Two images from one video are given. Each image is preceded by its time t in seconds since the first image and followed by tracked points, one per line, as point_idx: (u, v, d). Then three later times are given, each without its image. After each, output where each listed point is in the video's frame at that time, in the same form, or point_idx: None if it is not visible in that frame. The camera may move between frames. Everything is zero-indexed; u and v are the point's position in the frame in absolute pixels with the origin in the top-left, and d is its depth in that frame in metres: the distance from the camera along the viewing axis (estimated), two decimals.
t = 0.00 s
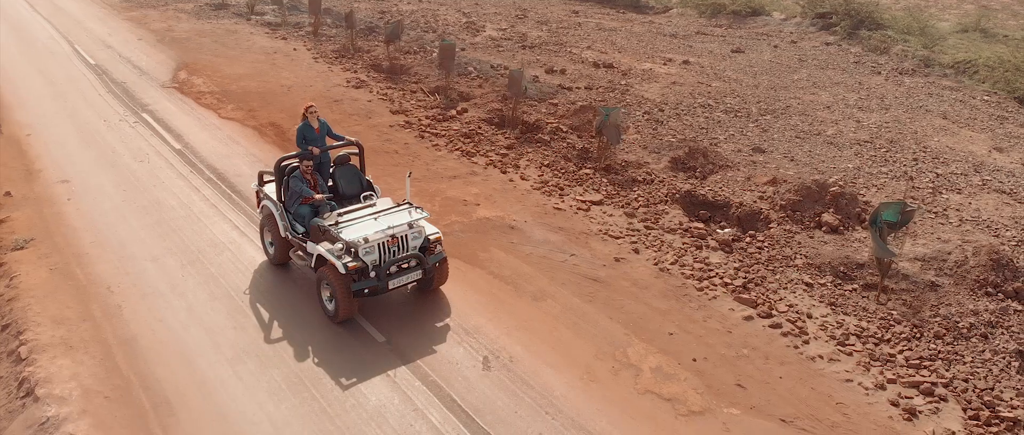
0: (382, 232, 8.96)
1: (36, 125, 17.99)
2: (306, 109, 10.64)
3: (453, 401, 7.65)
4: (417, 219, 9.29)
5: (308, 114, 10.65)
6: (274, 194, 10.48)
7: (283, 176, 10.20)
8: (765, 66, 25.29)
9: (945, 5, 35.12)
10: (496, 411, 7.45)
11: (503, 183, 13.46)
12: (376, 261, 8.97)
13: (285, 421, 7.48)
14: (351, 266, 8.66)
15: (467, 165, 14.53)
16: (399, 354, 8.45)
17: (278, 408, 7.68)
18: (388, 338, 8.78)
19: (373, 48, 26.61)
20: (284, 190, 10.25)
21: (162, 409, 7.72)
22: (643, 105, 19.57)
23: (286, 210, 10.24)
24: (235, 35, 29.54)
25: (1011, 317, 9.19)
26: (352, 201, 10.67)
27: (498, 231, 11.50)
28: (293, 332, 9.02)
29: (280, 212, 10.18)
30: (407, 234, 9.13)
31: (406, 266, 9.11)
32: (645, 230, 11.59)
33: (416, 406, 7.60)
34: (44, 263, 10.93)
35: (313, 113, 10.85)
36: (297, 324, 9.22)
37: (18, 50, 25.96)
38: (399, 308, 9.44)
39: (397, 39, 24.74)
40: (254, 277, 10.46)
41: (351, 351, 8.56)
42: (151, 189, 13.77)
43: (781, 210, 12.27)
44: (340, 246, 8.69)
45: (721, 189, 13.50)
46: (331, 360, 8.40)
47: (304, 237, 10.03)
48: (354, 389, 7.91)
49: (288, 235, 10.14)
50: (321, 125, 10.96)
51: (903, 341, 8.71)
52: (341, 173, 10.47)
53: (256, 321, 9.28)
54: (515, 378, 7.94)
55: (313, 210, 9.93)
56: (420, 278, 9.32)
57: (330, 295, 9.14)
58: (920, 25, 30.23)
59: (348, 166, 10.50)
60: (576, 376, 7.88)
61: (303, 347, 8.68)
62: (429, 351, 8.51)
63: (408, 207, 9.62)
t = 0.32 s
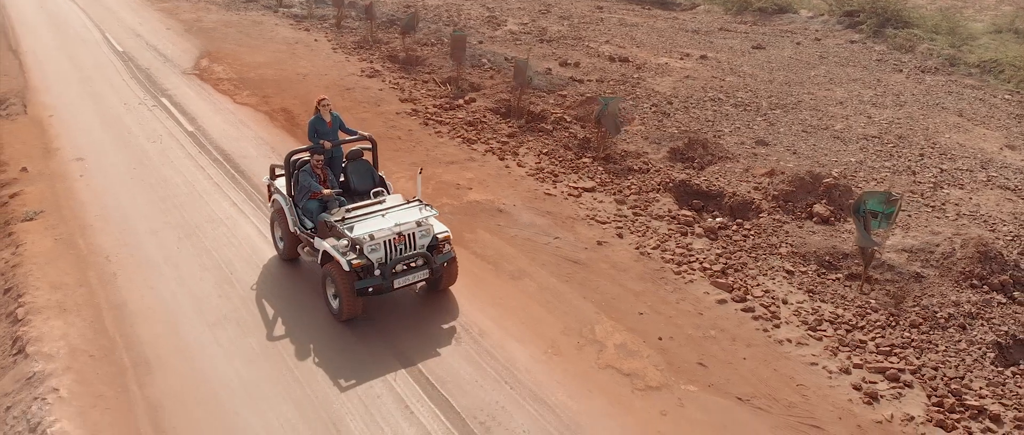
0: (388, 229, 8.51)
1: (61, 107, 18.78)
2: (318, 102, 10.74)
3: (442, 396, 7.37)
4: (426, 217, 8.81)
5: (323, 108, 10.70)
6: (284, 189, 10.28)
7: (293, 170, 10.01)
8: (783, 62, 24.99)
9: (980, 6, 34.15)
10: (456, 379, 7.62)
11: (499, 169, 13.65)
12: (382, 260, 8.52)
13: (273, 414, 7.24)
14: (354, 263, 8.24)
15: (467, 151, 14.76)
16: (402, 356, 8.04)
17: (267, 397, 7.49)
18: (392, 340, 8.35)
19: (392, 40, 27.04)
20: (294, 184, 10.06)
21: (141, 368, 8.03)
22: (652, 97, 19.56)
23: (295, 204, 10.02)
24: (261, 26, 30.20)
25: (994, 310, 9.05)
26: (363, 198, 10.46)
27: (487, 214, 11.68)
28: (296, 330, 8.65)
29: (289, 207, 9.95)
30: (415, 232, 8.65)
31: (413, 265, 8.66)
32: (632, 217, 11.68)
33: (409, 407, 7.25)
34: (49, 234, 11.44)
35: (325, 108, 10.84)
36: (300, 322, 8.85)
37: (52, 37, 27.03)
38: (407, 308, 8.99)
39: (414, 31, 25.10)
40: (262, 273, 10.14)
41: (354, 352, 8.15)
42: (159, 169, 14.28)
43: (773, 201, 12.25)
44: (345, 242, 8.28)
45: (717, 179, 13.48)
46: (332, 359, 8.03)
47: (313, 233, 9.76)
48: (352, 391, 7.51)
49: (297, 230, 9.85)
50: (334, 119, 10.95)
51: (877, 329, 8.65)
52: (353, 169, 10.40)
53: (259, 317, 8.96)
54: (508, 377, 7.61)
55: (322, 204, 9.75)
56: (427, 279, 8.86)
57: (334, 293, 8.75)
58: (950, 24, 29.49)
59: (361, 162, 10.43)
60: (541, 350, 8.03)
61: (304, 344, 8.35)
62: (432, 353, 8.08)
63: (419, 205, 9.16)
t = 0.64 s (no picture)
0: (393, 226, 8.19)
1: (88, 92, 19.58)
2: (329, 96, 10.34)
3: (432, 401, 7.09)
4: (434, 215, 8.43)
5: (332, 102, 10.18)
6: (294, 185, 10.06)
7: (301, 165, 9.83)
8: (804, 57, 24.63)
9: (1018, 5, 33.02)
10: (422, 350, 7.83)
11: (497, 156, 13.88)
12: (387, 258, 8.20)
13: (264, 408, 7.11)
14: (358, 261, 7.96)
15: (468, 138, 15.05)
16: (404, 359, 7.74)
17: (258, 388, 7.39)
18: (396, 342, 8.02)
19: (412, 33, 27.43)
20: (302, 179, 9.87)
21: (129, 329, 8.42)
22: (663, 90, 19.55)
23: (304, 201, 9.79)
24: (287, 17, 30.79)
25: (975, 300, 8.93)
26: (374, 195, 10.03)
27: (479, 197, 11.90)
28: (298, 328, 8.39)
29: (298, 202, 9.73)
30: (421, 231, 8.29)
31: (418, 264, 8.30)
32: (622, 203, 11.80)
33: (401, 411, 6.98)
34: (61, 207, 11.99)
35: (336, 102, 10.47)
36: (304, 319, 8.57)
37: (87, 26, 28.13)
38: (413, 310, 8.64)
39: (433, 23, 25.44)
40: (270, 268, 9.89)
41: (355, 354, 7.85)
42: (171, 151, 14.81)
43: (767, 191, 12.25)
44: (348, 240, 7.99)
45: (715, 169, 13.52)
46: (331, 359, 7.77)
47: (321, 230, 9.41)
48: (350, 393, 7.25)
49: (305, 226, 9.62)
50: (345, 114, 10.47)
51: (852, 315, 8.63)
52: (364, 165, 9.90)
53: (262, 313, 8.73)
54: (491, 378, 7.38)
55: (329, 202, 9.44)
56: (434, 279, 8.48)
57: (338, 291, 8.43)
58: (982, 23, 28.64)
59: (372, 158, 9.93)
60: (511, 325, 8.25)
61: (304, 342, 8.11)
62: (434, 356, 7.76)
63: (428, 203, 8.81)
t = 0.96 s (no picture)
0: (398, 227, 7.82)
1: (117, 79, 20.47)
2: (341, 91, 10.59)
3: (426, 406, 6.77)
4: (442, 216, 8.05)
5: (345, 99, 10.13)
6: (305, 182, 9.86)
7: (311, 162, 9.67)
8: (827, 53, 24.24)
9: None
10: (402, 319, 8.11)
11: (500, 143, 14.13)
12: (391, 259, 7.83)
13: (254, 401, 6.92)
14: (360, 261, 7.59)
15: (474, 126, 15.33)
16: (404, 363, 7.37)
17: (251, 381, 7.21)
18: (398, 346, 7.66)
19: (434, 25, 27.79)
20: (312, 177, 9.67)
21: (125, 294, 8.89)
22: (676, 84, 19.55)
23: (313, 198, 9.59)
24: (315, 10, 31.37)
25: (958, 291, 8.84)
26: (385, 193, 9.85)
27: (475, 181, 12.14)
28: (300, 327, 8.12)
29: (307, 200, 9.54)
30: (427, 232, 7.91)
31: (423, 266, 7.91)
32: (616, 190, 11.96)
33: (395, 416, 6.65)
34: (78, 182, 12.60)
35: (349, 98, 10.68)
36: (308, 319, 8.29)
37: (124, 15, 29.23)
38: (419, 313, 8.23)
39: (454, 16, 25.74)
40: (279, 266, 9.71)
41: (355, 357, 7.49)
42: (189, 136, 15.42)
43: (764, 181, 12.33)
44: (351, 239, 7.64)
45: (715, 161, 13.57)
46: (331, 360, 7.45)
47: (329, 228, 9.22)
48: (345, 397, 6.92)
49: (314, 225, 9.42)
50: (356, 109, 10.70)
51: (829, 301, 8.65)
52: (376, 161, 9.83)
53: (266, 313, 8.47)
54: (485, 378, 7.10)
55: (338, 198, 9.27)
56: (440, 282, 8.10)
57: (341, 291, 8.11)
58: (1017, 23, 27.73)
59: (384, 155, 9.85)
60: (488, 300, 8.48)
61: (304, 341, 7.82)
62: (435, 362, 7.39)
63: (437, 202, 8.39)
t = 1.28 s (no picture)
0: (405, 227, 7.50)
1: (152, 66, 21.37)
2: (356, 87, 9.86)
3: (422, 413, 6.49)
4: (451, 218, 7.71)
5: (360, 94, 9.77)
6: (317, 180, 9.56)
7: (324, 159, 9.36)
8: (856, 50, 23.71)
9: None
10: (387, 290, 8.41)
11: (509, 131, 14.39)
12: (397, 261, 7.50)
13: (251, 401, 6.68)
14: (364, 262, 7.28)
15: (486, 115, 15.60)
16: (405, 369, 7.05)
17: (250, 381, 6.95)
18: (402, 350, 7.33)
19: (462, 19, 28.09)
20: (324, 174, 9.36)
21: (134, 260, 9.45)
22: (695, 79, 19.47)
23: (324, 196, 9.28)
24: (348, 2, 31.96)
25: (947, 282, 8.78)
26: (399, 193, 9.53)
27: (479, 166, 12.42)
28: (303, 322, 7.92)
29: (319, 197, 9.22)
30: (435, 233, 7.58)
31: (430, 270, 7.56)
32: (617, 178, 12.11)
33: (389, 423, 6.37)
34: (103, 159, 13.27)
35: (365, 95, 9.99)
36: (312, 317, 8.01)
37: (167, 6, 30.34)
38: (426, 318, 7.89)
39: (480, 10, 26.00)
40: (283, 242, 10.04)
41: (357, 361, 7.17)
42: (212, 121, 16.05)
43: (767, 173, 12.37)
44: (356, 239, 7.32)
45: (722, 153, 13.58)
46: (332, 364, 7.14)
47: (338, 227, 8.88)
48: (341, 403, 6.62)
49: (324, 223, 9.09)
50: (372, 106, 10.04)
51: (813, 288, 8.70)
52: (391, 159, 9.51)
53: (272, 311, 8.18)
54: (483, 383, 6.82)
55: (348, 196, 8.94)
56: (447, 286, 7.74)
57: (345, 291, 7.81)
58: None
59: (399, 152, 9.53)
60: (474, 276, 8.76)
61: (306, 342, 7.52)
62: (437, 369, 7.05)
63: (448, 204, 8.07)
